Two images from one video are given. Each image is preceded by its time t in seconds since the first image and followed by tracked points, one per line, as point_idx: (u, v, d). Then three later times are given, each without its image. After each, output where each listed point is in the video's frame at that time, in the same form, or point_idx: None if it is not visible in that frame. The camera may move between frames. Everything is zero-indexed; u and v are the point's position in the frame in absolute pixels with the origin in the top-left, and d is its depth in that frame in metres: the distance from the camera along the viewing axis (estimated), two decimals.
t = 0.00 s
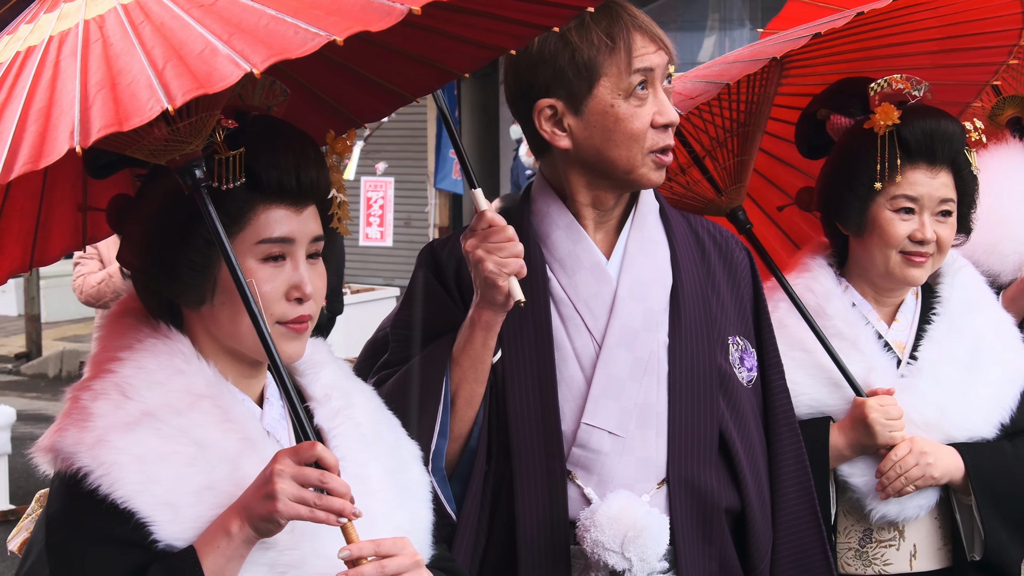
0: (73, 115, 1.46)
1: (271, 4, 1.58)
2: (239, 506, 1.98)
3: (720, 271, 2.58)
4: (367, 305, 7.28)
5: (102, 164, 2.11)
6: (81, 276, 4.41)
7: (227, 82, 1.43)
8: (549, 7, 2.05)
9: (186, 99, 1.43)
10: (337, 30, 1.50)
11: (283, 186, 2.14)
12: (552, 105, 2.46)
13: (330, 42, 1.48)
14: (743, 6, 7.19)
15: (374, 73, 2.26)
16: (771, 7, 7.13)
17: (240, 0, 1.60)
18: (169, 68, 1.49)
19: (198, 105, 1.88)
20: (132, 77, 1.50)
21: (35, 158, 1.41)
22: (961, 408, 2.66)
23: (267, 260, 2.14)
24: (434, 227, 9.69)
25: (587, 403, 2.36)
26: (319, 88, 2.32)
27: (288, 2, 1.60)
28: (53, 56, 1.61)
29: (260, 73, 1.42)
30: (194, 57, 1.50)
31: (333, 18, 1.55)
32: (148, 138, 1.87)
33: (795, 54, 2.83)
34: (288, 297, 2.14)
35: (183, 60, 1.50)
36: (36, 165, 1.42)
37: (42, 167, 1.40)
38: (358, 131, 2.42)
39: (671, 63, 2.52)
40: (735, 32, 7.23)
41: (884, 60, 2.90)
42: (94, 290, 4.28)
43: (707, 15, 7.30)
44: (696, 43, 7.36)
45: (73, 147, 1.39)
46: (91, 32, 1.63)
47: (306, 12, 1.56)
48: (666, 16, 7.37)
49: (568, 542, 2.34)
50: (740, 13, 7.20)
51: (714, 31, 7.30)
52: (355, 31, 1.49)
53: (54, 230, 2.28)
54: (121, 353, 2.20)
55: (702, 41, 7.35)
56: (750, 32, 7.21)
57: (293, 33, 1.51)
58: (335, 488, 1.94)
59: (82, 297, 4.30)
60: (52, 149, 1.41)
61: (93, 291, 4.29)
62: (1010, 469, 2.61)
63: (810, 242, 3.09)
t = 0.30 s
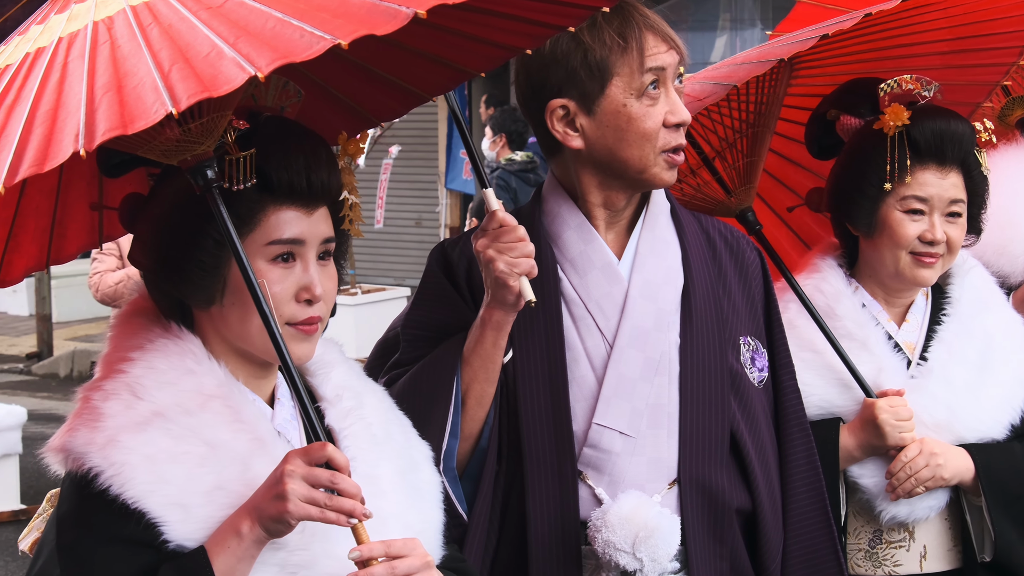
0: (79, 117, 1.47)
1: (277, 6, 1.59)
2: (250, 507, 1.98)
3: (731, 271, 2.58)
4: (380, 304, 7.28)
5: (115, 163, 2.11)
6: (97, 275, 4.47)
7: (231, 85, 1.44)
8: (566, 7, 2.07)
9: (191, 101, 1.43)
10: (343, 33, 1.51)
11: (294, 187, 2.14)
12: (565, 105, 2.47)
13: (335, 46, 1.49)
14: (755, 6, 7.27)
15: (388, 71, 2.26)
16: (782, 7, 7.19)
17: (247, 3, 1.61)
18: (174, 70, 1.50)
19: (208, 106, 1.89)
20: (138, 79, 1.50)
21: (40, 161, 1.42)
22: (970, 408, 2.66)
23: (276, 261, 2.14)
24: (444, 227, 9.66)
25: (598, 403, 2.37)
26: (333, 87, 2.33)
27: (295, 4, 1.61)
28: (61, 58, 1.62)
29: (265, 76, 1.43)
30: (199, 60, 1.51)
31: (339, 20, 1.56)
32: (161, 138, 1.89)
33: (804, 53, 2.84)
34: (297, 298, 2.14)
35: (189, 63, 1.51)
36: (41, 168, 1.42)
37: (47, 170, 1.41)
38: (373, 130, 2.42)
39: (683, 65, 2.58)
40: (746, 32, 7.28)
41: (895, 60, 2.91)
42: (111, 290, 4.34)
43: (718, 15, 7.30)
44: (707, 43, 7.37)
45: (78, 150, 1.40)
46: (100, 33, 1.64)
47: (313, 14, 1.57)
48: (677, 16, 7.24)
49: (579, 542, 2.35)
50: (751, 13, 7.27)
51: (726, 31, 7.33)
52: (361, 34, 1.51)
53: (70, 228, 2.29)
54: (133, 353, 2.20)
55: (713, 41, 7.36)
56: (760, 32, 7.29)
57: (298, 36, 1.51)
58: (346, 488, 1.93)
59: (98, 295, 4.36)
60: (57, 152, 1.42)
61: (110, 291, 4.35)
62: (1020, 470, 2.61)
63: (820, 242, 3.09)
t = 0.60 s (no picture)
0: (95, 116, 1.48)
1: (294, 7, 1.60)
2: (263, 506, 1.99)
3: (742, 270, 2.59)
4: (390, 305, 7.30)
5: (129, 163, 2.13)
6: (108, 274, 4.49)
7: (247, 85, 1.45)
8: (566, 8, 2.09)
9: (207, 101, 1.44)
10: (359, 34, 1.52)
11: (307, 188, 2.15)
12: (576, 104, 2.48)
13: (352, 47, 1.50)
14: (766, 6, 7.26)
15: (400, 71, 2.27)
16: (793, 7, 7.16)
17: (264, 3, 1.62)
18: (191, 70, 1.51)
19: (222, 107, 1.90)
20: (155, 78, 1.51)
21: (57, 159, 1.43)
22: (982, 409, 2.67)
23: (289, 261, 2.15)
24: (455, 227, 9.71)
25: (611, 402, 2.38)
26: (347, 87, 2.34)
27: (312, 5, 1.62)
28: (78, 57, 1.63)
29: (281, 77, 1.44)
30: (216, 60, 1.52)
31: (356, 22, 1.57)
32: (176, 138, 1.90)
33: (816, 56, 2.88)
34: (310, 298, 2.15)
35: (205, 62, 1.52)
36: (57, 166, 1.43)
37: (64, 168, 1.42)
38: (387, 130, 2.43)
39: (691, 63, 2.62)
40: (757, 32, 7.30)
41: (907, 60, 2.92)
42: (122, 289, 4.37)
43: (730, 15, 7.35)
44: (719, 43, 7.43)
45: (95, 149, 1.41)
46: (116, 33, 1.65)
47: (329, 16, 1.58)
48: (688, 16, 7.47)
49: (592, 541, 2.36)
50: (763, 13, 7.27)
51: (737, 31, 7.37)
52: (377, 35, 1.51)
53: (85, 227, 2.31)
54: (147, 352, 2.21)
55: (725, 41, 7.42)
56: (771, 32, 7.29)
57: (315, 37, 1.52)
58: (359, 488, 1.93)
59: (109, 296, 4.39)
60: (73, 150, 1.43)
61: (122, 290, 4.38)
62: None
63: (832, 242, 3.09)
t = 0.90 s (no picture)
0: (112, 112, 1.48)
1: (310, 5, 1.60)
2: (275, 504, 1.99)
3: (751, 268, 2.60)
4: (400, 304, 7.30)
5: (143, 162, 2.14)
6: (115, 273, 4.50)
7: (264, 81, 1.45)
8: (576, 8, 2.08)
9: (224, 97, 1.45)
10: (375, 31, 1.51)
11: (320, 186, 2.16)
12: (590, 102, 2.49)
13: (368, 43, 1.49)
14: (777, 6, 7.23)
15: (411, 71, 2.28)
16: (804, 7, 7.13)
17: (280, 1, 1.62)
18: (207, 67, 1.51)
19: (236, 105, 1.92)
20: (171, 75, 1.52)
21: (73, 154, 1.43)
22: (992, 408, 2.68)
23: (303, 260, 2.16)
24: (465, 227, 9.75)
25: (622, 400, 2.39)
26: (358, 87, 2.35)
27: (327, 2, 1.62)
28: (94, 54, 1.64)
29: (298, 73, 1.44)
30: (232, 57, 1.53)
31: (371, 19, 1.56)
32: (189, 136, 1.91)
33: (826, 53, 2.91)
34: (323, 297, 2.16)
35: (221, 59, 1.52)
36: (74, 161, 1.44)
37: (80, 164, 1.42)
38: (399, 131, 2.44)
39: (700, 63, 2.61)
40: (768, 32, 7.27)
41: (918, 60, 2.93)
42: (129, 288, 4.38)
43: (740, 15, 7.36)
44: (730, 43, 7.45)
45: (112, 144, 1.41)
46: (132, 30, 1.66)
47: (345, 13, 1.58)
48: (700, 16, 7.50)
49: (605, 540, 2.37)
50: (774, 13, 7.24)
51: (748, 31, 7.36)
52: (394, 32, 1.51)
53: (97, 228, 2.32)
54: (160, 351, 2.22)
55: (736, 41, 7.42)
56: (783, 33, 7.24)
57: (331, 34, 1.53)
58: (371, 487, 1.95)
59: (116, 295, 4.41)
60: (90, 146, 1.44)
61: (129, 289, 4.39)
62: None
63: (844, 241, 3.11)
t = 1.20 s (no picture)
0: (124, 106, 1.50)
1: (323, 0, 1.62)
2: (288, 501, 2.00)
3: (762, 268, 2.60)
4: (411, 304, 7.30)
5: (157, 160, 2.16)
6: (123, 276, 4.51)
7: (275, 76, 1.46)
8: (596, 8, 2.11)
9: (235, 91, 1.46)
10: (387, 26, 1.52)
11: (333, 182, 2.17)
12: (600, 101, 2.50)
13: (379, 38, 1.51)
14: (789, 6, 7.21)
15: (431, 72, 2.29)
16: (816, 8, 7.10)
17: None
18: (219, 62, 1.53)
19: (249, 102, 1.91)
20: (183, 70, 1.54)
21: (85, 147, 1.45)
22: (1005, 408, 2.69)
23: (316, 256, 2.17)
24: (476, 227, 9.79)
25: (633, 399, 2.39)
26: (373, 86, 2.36)
27: None
28: (107, 49, 1.65)
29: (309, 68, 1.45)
30: (244, 52, 1.54)
31: (383, 14, 1.57)
32: (203, 132, 1.91)
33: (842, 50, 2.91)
34: (337, 293, 2.17)
35: (233, 54, 1.54)
36: (86, 155, 1.45)
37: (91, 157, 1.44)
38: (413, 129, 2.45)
39: (715, 62, 2.60)
40: (781, 32, 7.25)
41: (934, 59, 2.94)
42: (137, 292, 4.39)
43: (752, 15, 7.37)
44: (742, 43, 7.48)
45: (123, 138, 1.43)
46: (145, 26, 1.67)
47: (357, 8, 1.59)
48: (711, 16, 7.58)
49: (615, 539, 2.37)
50: (786, 13, 7.22)
51: (760, 31, 7.37)
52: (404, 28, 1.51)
53: (113, 226, 2.33)
54: (174, 348, 2.23)
55: (747, 41, 7.45)
56: (795, 32, 7.19)
57: (342, 29, 1.54)
58: (384, 483, 1.94)
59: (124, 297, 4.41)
60: (101, 139, 1.45)
61: (138, 292, 4.40)
62: None
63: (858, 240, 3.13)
